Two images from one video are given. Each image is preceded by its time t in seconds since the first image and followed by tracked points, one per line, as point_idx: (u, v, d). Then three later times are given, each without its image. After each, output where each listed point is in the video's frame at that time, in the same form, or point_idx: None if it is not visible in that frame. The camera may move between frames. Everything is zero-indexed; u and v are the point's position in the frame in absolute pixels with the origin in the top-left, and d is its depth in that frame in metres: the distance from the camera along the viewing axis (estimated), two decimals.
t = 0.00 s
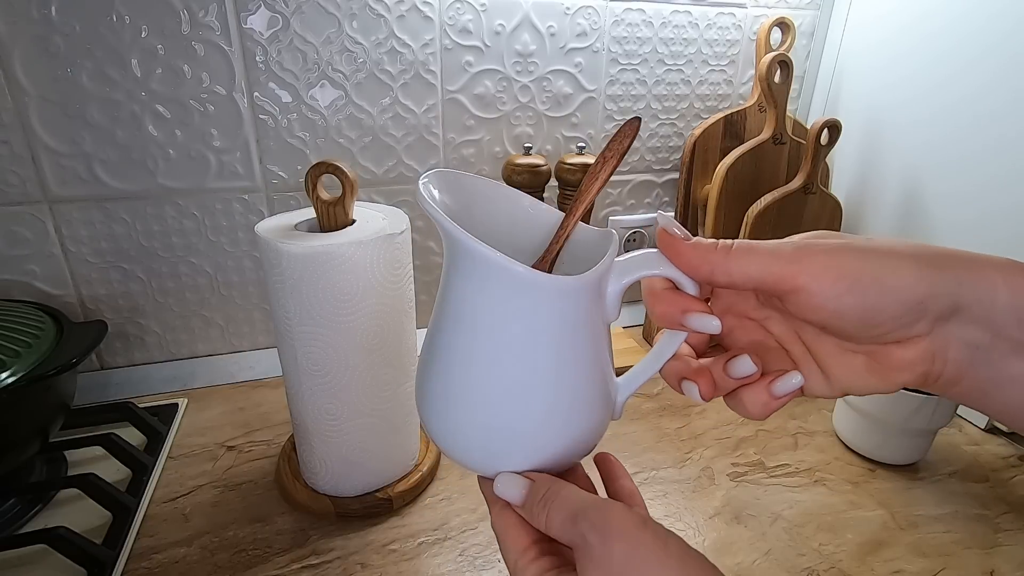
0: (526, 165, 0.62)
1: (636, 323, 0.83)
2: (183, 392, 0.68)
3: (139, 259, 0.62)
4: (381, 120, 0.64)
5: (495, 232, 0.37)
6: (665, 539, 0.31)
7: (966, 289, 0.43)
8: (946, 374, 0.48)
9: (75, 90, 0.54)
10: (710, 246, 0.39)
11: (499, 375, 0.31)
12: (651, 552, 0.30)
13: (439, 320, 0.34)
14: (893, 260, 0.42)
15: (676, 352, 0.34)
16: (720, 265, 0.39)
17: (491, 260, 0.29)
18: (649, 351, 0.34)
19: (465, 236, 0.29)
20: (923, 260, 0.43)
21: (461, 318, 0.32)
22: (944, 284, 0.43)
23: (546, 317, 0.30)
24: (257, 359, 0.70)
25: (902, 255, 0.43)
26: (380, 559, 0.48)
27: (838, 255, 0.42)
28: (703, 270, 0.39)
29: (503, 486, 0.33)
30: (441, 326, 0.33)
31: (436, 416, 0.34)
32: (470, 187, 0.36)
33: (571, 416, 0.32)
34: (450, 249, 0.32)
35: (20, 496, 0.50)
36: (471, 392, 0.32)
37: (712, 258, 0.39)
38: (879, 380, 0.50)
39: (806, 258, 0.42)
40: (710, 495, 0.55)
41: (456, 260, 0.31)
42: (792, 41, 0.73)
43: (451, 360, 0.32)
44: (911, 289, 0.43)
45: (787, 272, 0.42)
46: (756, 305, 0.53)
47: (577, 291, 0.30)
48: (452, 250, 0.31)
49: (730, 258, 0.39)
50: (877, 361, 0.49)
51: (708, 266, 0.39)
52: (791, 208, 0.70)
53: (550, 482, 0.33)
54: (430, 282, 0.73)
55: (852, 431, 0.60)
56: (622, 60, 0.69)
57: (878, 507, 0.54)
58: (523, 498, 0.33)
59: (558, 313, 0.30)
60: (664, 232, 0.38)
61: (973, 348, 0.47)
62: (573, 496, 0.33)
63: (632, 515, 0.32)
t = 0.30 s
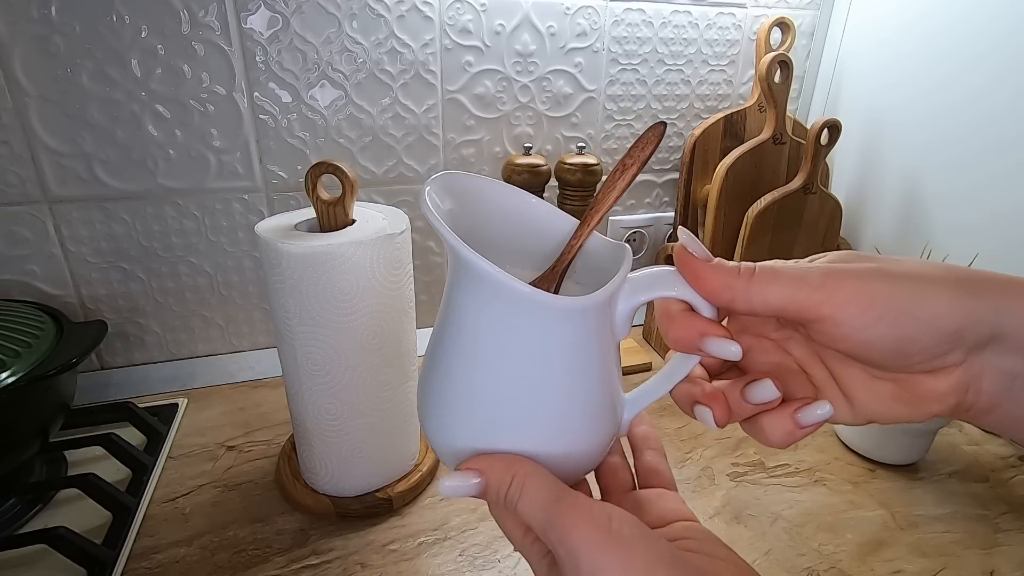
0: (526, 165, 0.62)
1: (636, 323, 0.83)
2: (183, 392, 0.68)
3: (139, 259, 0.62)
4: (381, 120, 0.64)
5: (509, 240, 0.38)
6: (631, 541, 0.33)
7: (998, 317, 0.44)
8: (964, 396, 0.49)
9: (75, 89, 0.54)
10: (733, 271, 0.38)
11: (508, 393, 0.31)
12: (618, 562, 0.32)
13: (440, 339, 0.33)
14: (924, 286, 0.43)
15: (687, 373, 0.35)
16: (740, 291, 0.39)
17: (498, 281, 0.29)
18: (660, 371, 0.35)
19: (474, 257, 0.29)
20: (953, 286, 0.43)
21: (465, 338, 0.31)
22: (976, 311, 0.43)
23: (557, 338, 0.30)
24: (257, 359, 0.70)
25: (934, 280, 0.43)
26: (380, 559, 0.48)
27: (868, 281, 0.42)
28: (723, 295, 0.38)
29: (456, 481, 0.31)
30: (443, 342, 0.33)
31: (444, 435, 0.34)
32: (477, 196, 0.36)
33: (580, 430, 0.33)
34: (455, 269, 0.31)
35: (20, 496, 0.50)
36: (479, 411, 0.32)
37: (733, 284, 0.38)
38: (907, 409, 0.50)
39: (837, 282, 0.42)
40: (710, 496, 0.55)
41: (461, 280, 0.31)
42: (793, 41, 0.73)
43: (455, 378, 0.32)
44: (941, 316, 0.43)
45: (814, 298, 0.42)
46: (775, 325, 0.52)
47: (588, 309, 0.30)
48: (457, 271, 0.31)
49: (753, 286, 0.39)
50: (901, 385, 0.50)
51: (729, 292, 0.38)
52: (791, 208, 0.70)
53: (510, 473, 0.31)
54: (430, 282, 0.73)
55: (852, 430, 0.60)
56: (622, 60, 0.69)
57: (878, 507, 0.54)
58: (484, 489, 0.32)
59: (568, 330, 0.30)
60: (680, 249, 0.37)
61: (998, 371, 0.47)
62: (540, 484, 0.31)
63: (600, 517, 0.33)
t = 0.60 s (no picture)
0: (525, 165, 0.62)
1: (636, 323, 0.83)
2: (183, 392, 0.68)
3: (139, 259, 0.62)
4: (382, 120, 0.64)
5: (505, 265, 0.38)
6: (623, 545, 0.32)
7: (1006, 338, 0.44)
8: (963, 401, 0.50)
9: (75, 89, 0.54)
10: (745, 293, 0.38)
11: (508, 412, 0.31)
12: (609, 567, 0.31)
13: (440, 360, 0.33)
14: (932, 312, 0.42)
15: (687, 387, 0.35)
16: (744, 316, 0.39)
17: (500, 303, 0.29)
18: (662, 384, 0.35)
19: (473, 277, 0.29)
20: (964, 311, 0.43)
21: (466, 360, 0.31)
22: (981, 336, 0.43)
23: (557, 356, 0.30)
24: (257, 359, 0.70)
25: (942, 305, 0.43)
26: (380, 559, 0.48)
27: (872, 312, 0.41)
28: (728, 314, 0.39)
29: (442, 485, 0.31)
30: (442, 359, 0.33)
31: (447, 456, 0.34)
32: (475, 222, 0.37)
33: (579, 447, 0.33)
34: (455, 291, 0.32)
35: (20, 496, 0.50)
36: (481, 431, 0.32)
37: (740, 306, 0.39)
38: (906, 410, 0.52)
39: (844, 308, 0.41)
40: (710, 496, 0.55)
41: (462, 302, 0.31)
42: (792, 41, 0.73)
43: (456, 398, 0.32)
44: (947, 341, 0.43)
45: (822, 324, 0.41)
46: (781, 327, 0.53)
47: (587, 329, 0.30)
48: (457, 293, 0.31)
49: (757, 311, 0.39)
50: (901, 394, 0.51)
51: (732, 315, 0.39)
52: (791, 208, 0.70)
53: (496, 483, 0.31)
54: (430, 282, 0.73)
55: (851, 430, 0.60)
56: (622, 60, 0.69)
57: (878, 507, 0.54)
58: (471, 494, 0.31)
59: (567, 350, 0.30)
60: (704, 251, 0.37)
61: (1001, 386, 0.48)
62: (526, 495, 0.31)
63: (591, 523, 0.32)
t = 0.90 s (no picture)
0: (525, 165, 0.62)
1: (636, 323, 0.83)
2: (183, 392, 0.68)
3: (139, 259, 0.62)
4: (381, 120, 0.64)
5: (506, 277, 0.39)
6: (640, 543, 0.32)
7: (951, 281, 0.40)
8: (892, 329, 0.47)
9: (75, 89, 0.54)
10: (685, 190, 0.36)
11: (517, 419, 0.31)
12: (628, 563, 0.31)
13: (450, 373, 0.34)
14: (889, 233, 0.39)
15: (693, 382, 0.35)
16: (682, 212, 0.37)
17: (505, 311, 0.29)
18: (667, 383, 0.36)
19: (476, 285, 0.30)
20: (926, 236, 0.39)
21: (474, 370, 0.32)
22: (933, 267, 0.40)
23: (561, 360, 0.30)
24: (258, 359, 0.70)
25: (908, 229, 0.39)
26: (381, 559, 0.48)
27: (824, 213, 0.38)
28: (667, 211, 0.37)
29: (460, 502, 0.31)
30: (452, 372, 0.34)
31: (462, 471, 0.34)
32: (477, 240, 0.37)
33: (587, 453, 0.33)
34: (461, 304, 0.32)
35: (20, 496, 0.50)
36: (492, 439, 0.32)
37: (677, 206, 0.36)
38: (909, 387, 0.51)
39: (797, 212, 0.38)
40: (710, 496, 0.55)
41: (467, 314, 0.32)
42: (793, 41, 0.72)
43: (467, 407, 0.32)
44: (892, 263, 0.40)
45: (766, 228, 0.38)
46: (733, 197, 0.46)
47: (591, 332, 0.30)
48: (462, 305, 0.32)
49: (696, 211, 0.37)
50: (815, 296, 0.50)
51: (665, 206, 0.37)
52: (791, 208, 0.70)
53: (513, 493, 0.31)
54: (430, 282, 0.73)
55: (851, 430, 0.61)
56: (622, 60, 0.69)
57: (878, 507, 0.54)
58: (491, 509, 0.31)
59: (572, 355, 0.30)
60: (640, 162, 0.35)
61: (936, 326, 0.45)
62: (542, 500, 0.31)
63: (606, 522, 0.32)
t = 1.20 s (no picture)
0: (525, 165, 0.62)
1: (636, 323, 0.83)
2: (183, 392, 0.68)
3: (139, 259, 0.62)
4: (381, 120, 0.64)
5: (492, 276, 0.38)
6: (630, 548, 0.32)
7: (949, 285, 0.41)
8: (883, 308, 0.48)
9: (75, 90, 0.54)
10: (700, 167, 0.36)
11: (511, 420, 0.31)
12: (617, 569, 0.31)
13: (442, 376, 0.34)
14: (899, 234, 0.39)
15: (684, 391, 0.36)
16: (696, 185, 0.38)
17: (497, 310, 0.29)
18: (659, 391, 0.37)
19: (470, 285, 0.30)
20: (936, 242, 0.39)
21: (466, 370, 0.32)
22: (934, 271, 0.40)
23: (555, 363, 0.31)
24: (258, 359, 0.70)
25: (922, 234, 0.38)
26: (380, 559, 0.48)
27: (835, 206, 0.38)
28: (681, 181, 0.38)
29: (451, 503, 0.31)
30: (444, 373, 0.34)
31: (452, 471, 0.34)
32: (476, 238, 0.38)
33: (580, 457, 0.33)
34: (454, 304, 0.32)
35: (20, 496, 0.50)
36: (485, 441, 0.32)
37: (689, 181, 0.37)
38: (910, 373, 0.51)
39: (809, 207, 0.38)
40: (710, 496, 0.55)
41: (460, 315, 0.32)
42: (793, 41, 0.72)
43: (459, 409, 0.32)
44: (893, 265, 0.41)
45: (772, 217, 0.39)
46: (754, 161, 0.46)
47: (585, 334, 0.31)
48: (455, 305, 0.32)
49: (709, 185, 0.38)
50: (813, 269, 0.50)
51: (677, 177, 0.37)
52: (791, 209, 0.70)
53: (501, 495, 0.31)
54: (430, 282, 0.73)
55: (852, 430, 0.60)
56: (622, 60, 0.69)
57: (879, 508, 0.54)
58: (481, 510, 0.31)
59: (565, 356, 0.31)
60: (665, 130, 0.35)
61: (930, 317, 0.45)
62: (531, 503, 0.31)
63: (596, 526, 0.32)
